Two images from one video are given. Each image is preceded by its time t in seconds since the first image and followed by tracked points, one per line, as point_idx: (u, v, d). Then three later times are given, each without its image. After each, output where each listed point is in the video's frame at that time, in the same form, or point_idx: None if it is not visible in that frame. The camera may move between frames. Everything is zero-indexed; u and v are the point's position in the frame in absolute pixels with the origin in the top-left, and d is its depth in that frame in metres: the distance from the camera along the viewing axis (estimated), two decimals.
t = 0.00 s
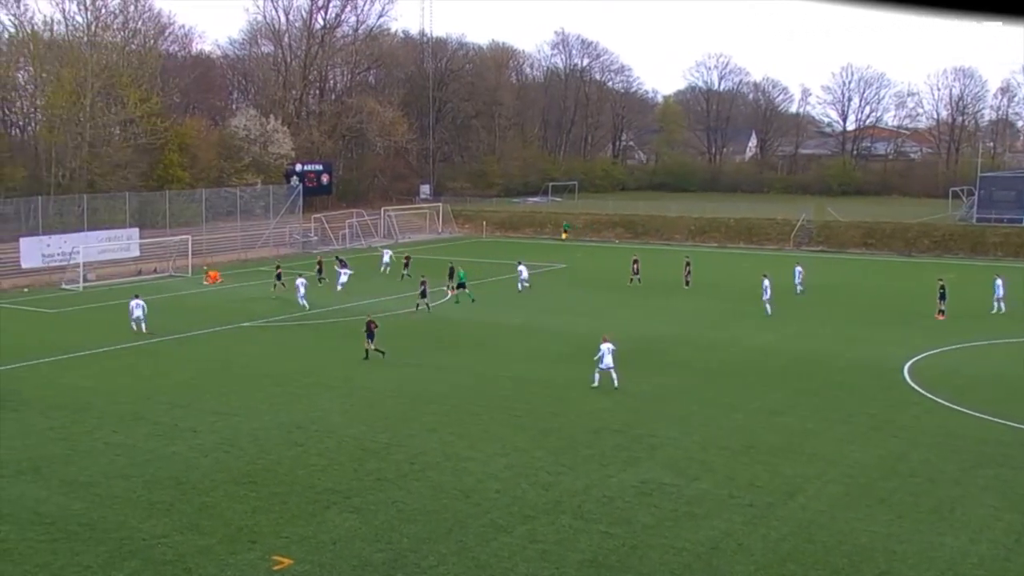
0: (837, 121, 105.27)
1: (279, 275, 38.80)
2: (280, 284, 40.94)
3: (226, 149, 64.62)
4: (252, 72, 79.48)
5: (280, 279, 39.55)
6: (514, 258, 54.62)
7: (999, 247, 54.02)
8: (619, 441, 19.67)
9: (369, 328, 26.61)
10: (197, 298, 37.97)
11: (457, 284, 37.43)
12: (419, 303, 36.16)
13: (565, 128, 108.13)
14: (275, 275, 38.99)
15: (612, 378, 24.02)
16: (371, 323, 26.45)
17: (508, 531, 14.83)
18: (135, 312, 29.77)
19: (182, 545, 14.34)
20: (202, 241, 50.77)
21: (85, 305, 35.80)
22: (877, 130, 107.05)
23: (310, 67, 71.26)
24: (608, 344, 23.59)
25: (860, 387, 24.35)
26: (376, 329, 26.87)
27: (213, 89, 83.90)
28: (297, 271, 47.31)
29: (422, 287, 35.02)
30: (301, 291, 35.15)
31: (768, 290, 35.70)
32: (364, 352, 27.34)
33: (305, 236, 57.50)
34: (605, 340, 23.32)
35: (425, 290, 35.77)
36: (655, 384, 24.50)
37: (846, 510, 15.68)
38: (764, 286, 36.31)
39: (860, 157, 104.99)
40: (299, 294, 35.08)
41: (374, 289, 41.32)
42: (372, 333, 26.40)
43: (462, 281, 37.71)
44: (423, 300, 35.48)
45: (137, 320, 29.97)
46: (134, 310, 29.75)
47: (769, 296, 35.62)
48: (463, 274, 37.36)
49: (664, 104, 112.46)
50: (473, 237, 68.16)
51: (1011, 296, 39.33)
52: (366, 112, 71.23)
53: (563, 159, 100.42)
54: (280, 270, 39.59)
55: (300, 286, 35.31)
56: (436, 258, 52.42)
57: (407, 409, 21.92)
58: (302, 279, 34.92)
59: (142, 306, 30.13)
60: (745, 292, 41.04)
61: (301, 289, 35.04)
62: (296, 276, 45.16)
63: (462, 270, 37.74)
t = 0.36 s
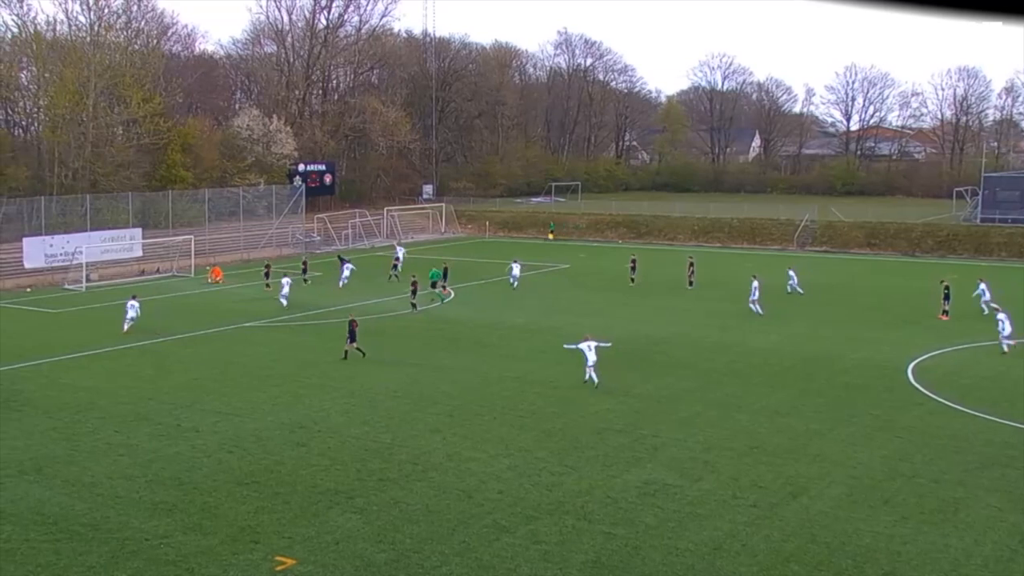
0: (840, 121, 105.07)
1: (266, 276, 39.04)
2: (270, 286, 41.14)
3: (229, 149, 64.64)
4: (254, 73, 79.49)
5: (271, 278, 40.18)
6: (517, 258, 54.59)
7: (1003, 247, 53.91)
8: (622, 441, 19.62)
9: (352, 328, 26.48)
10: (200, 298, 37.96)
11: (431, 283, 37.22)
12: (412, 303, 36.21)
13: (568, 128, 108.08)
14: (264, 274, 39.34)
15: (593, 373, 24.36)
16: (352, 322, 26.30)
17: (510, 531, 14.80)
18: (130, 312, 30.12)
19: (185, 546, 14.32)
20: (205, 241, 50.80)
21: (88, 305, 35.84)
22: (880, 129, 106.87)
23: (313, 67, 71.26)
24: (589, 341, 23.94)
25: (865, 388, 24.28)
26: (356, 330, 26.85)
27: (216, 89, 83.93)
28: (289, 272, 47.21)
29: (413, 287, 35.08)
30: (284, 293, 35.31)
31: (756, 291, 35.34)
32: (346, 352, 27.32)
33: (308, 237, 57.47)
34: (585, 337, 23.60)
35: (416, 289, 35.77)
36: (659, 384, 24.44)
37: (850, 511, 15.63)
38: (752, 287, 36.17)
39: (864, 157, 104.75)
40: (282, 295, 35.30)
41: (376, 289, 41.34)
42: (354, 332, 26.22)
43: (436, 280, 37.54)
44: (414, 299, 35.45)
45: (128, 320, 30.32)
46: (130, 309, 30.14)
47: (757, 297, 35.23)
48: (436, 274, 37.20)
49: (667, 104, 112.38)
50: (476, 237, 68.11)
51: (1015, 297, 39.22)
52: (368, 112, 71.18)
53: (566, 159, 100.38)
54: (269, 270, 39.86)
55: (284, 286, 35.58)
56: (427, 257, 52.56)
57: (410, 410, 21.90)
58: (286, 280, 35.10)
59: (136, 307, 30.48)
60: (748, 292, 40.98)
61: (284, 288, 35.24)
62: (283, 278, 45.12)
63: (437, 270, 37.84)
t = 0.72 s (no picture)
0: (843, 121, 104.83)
1: (258, 277, 39.12)
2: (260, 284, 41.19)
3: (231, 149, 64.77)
4: (256, 73, 79.51)
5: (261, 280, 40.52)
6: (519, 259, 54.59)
7: (1006, 247, 53.85)
8: (625, 441, 19.61)
9: (337, 329, 26.44)
10: (202, 298, 37.95)
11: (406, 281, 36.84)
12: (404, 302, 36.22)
13: (570, 128, 108.08)
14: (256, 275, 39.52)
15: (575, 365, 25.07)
16: (340, 323, 26.24)
17: (512, 532, 14.78)
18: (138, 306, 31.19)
19: (187, 546, 14.30)
20: (207, 241, 50.82)
21: (90, 305, 35.86)
22: (883, 129, 106.60)
23: (315, 68, 71.30)
24: (572, 336, 24.84)
25: (867, 389, 24.25)
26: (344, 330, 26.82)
27: (218, 89, 84.00)
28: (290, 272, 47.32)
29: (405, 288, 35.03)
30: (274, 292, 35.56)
31: (740, 291, 35.99)
32: (330, 354, 27.24)
33: (309, 237, 57.48)
34: (569, 332, 24.40)
35: (409, 290, 35.86)
36: (661, 385, 24.41)
37: (852, 512, 15.59)
38: (738, 288, 36.40)
39: (867, 157, 104.59)
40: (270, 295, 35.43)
41: (379, 289, 41.35)
42: (340, 333, 26.26)
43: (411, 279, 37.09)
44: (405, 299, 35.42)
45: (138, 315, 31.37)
46: (138, 304, 31.15)
47: (741, 297, 35.73)
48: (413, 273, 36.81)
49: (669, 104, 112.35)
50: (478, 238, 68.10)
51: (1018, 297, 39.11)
52: (370, 112, 71.12)
53: (568, 159, 100.41)
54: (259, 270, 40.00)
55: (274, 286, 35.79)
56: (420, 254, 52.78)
57: (413, 410, 21.88)
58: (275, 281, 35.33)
59: (145, 302, 31.43)
60: (749, 292, 41.01)
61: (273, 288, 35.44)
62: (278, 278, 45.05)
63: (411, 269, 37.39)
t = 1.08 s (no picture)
0: (844, 121, 104.73)
1: (252, 275, 39.16)
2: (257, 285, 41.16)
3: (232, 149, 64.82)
4: (257, 73, 79.53)
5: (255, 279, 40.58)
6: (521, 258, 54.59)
7: (1008, 247, 53.80)
8: (626, 441, 19.59)
9: (329, 329, 26.33)
10: (203, 298, 37.90)
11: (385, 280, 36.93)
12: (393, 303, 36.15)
13: (571, 128, 108.06)
14: (250, 274, 39.59)
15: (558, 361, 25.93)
16: (330, 323, 26.10)
17: (513, 532, 14.77)
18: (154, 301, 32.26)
19: (188, 547, 14.29)
20: (208, 241, 50.83)
21: (92, 305, 35.85)
22: (885, 129, 106.43)
23: (316, 67, 71.27)
24: (560, 333, 25.60)
25: (868, 389, 24.24)
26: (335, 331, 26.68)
27: (218, 89, 83.99)
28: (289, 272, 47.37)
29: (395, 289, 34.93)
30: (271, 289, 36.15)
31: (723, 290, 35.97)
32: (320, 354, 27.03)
33: (311, 237, 57.48)
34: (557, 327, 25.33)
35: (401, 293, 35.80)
36: (662, 385, 24.40)
37: (853, 512, 15.57)
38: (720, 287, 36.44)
39: (868, 157, 104.53)
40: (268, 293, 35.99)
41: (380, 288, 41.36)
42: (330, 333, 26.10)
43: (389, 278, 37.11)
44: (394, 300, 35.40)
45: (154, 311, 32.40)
46: (153, 299, 32.22)
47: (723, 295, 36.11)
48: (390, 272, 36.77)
49: (670, 104, 112.35)
50: (479, 237, 68.07)
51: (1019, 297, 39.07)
52: (371, 112, 71.18)
53: (569, 159, 100.41)
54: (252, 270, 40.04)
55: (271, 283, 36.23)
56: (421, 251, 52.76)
57: (413, 410, 21.86)
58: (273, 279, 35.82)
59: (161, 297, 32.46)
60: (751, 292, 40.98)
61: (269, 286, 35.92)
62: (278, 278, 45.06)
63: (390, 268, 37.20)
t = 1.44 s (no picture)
0: (845, 121, 104.73)
1: (248, 275, 39.26)
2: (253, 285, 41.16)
3: (233, 149, 64.86)
4: (257, 73, 79.55)
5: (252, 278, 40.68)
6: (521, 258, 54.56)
7: (1008, 247, 53.78)
8: (627, 442, 19.59)
9: (320, 331, 26.14)
10: (204, 298, 37.85)
11: (369, 280, 37.97)
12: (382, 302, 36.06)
13: (571, 128, 108.04)
14: (246, 274, 39.77)
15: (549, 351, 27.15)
16: (322, 325, 25.97)
17: (514, 532, 14.77)
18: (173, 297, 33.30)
19: (188, 546, 14.30)
20: (208, 241, 50.81)
21: (92, 305, 35.83)
22: (885, 130, 106.33)
23: (316, 68, 71.20)
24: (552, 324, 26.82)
25: (869, 389, 24.23)
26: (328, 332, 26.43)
27: (219, 89, 83.96)
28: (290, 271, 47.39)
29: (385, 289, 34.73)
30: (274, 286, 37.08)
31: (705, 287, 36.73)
32: (314, 355, 26.95)
33: (311, 237, 57.45)
34: (549, 320, 26.56)
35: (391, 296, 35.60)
36: (663, 384, 24.39)
37: (854, 512, 15.55)
38: (704, 285, 36.80)
39: (869, 157, 104.50)
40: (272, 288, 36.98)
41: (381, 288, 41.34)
42: (323, 335, 25.92)
43: (373, 277, 38.24)
44: (387, 301, 35.28)
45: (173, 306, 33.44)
46: (172, 296, 33.27)
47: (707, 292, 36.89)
48: (375, 270, 37.88)
49: (671, 104, 112.36)
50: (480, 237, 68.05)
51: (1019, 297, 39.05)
52: (371, 112, 71.23)
53: (570, 159, 100.39)
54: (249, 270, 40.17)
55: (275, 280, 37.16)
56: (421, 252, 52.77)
57: (414, 410, 21.85)
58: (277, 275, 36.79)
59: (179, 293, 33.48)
60: (752, 292, 40.96)
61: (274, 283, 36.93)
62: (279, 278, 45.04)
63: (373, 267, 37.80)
